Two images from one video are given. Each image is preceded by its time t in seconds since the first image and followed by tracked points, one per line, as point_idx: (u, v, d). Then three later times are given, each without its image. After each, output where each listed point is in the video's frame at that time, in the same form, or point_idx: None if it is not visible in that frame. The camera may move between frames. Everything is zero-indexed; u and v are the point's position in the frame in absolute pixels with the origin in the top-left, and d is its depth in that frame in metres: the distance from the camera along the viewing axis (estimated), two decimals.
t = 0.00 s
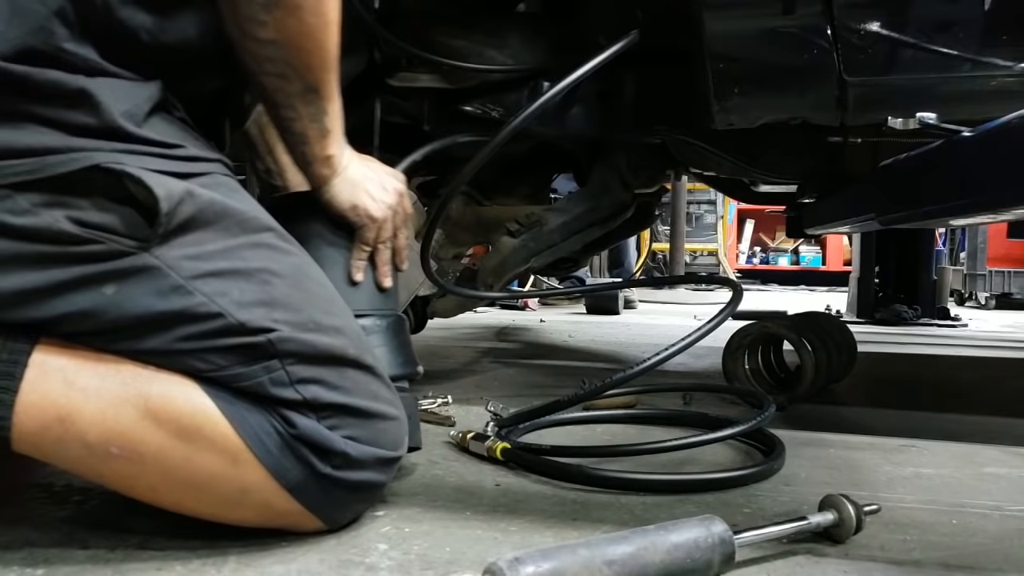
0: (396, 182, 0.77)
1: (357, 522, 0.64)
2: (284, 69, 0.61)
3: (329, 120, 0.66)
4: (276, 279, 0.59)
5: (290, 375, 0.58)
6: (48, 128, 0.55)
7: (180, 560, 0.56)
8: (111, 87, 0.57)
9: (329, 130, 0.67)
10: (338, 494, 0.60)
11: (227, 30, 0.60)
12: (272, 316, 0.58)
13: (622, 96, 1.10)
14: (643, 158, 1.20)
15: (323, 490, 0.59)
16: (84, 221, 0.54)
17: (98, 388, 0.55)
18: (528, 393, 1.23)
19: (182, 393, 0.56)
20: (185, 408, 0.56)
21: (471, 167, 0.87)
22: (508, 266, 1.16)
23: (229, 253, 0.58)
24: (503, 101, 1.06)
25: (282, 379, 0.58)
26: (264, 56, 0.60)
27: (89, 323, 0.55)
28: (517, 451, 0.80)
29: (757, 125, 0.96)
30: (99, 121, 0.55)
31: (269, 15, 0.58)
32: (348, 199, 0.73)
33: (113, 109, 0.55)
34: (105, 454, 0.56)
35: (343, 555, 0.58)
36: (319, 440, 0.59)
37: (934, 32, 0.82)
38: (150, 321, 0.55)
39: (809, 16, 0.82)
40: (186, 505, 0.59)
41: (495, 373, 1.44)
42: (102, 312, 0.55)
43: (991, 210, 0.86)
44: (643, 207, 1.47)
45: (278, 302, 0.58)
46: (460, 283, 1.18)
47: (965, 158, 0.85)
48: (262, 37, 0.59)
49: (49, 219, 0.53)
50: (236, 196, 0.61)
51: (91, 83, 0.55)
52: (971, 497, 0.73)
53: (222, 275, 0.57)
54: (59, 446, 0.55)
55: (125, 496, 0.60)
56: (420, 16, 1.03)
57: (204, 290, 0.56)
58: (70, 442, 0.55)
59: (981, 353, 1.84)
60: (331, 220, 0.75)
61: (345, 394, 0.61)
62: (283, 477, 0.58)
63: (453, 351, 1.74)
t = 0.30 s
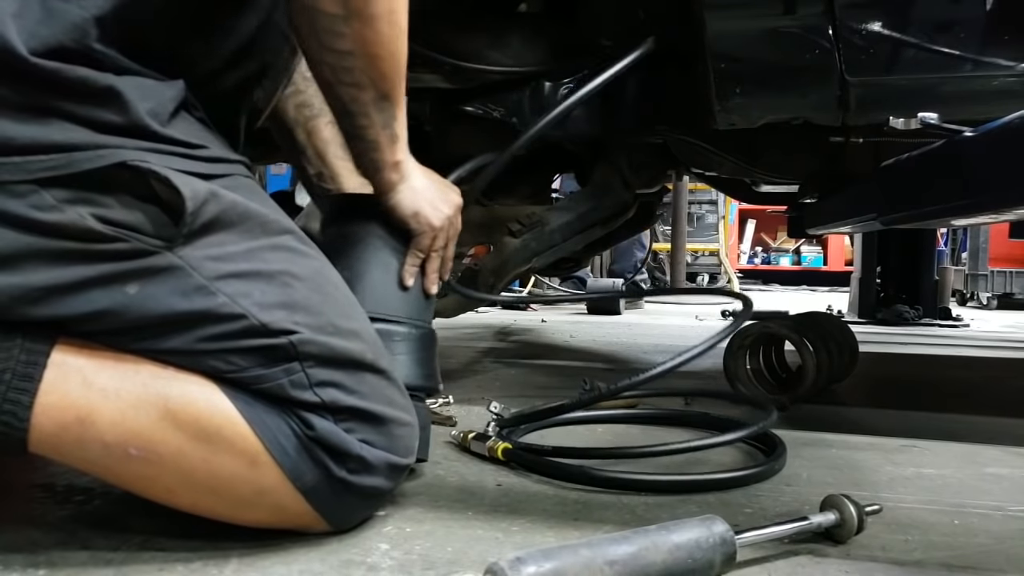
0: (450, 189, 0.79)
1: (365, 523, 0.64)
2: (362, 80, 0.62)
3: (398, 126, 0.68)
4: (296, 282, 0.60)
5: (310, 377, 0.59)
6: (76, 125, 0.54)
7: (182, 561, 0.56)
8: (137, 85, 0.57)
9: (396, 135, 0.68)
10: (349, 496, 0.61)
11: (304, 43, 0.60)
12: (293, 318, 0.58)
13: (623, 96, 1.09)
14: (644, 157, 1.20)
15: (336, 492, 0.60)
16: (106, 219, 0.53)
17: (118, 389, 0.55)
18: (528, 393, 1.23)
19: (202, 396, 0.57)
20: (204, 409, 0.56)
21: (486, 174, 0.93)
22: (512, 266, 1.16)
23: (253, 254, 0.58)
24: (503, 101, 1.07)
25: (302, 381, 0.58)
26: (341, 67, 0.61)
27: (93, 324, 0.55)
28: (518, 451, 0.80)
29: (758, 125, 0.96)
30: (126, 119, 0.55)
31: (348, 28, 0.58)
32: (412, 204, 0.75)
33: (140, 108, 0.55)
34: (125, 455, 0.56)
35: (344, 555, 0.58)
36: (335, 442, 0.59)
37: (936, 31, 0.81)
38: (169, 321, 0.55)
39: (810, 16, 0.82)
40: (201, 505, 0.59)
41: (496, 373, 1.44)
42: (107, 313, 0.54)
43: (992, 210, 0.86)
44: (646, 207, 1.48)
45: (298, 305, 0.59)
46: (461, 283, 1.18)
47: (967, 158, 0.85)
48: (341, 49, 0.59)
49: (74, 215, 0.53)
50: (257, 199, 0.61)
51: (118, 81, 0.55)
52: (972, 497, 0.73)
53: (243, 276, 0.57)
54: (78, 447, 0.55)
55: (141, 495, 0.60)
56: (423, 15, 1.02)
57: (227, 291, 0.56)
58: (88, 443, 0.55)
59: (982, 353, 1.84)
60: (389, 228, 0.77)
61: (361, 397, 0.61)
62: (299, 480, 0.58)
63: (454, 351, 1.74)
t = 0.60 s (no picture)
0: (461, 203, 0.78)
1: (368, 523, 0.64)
2: (374, 97, 0.62)
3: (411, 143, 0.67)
4: (300, 286, 0.60)
5: (313, 380, 0.59)
6: (78, 129, 0.54)
7: (183, 561, 0.56)
8: (139, 89, 0.57)
9: (408, 152, 0.67)
10: (352, 498, 0.61)
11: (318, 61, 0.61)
12: (296, 322, 0.58)
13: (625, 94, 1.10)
14: (647, 158, 1.20)
15: (339, 493, 0.60)
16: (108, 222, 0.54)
17: (121, 391, 0.55)
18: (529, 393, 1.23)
19: (205, 397, 0.57)
20: (208, 411, 0.56)
21: (492, 177, 0.90)
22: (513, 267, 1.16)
23: (256, 257, 0.58)
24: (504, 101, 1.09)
25: (305, 383, 0.58)
26: (356, 84, 0.61)
27: (95, 326, 0.55)
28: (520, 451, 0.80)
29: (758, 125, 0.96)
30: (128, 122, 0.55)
31: (363, 47, 0.58)
32: (424, 219, 0.73)
33: (141, 111, 0.55)
34: (128, 457, 0.56)
35: (346, 555, 0.58)
36: (338, 443, 0.59)
37: (938, 31, 0.81)
38: (173, 323, 0.55)
39: (811, 16, 0.82)
40: (204, 506, 0.59)
41: (497, 373, 1.44)
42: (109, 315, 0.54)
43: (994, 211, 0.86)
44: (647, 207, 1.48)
45: (301, 308, 0.59)
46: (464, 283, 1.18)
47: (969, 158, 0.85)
48: (355, 67, 0.59)
49: (76, 219, 0.53)
50: (260, 202, 0.62)
51: (120, 85, 0.55)
52: (974, 497, 0.73)
53: (247, 280, 0.57)
54: (81, 449, 0.55)
55: (143, 496, 0.60)
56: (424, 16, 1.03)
57: (229, 295, 0.56)
58: (91, 445, 0.55)
59: (985, 353, 1.84)
60: (401, 241, 0.74)
61: (364, 400, 0.61)
62: (303, 481, 0.58)
63: (456, 351, 1.74)
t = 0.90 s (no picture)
0: (499, 222, 0.77)
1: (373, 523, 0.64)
2: (425, 105, 0.63)
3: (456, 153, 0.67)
4: (308, 285, 0.60)
5: (321, 379, 0.59)
6: (93, 125, 0.54)
7: (184, 562, 0.56)
8: (152, 85, 0.57)
9: (455, 162, 0.68)
10: (356, 499, 0.61)
11: (371, 72, 0.62)
12: (305, 321, 0.58)
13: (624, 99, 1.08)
14: (649, 159, 1.20)
15: (344, 493, 0.60)
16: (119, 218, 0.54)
17: (128, 392, 0.55)
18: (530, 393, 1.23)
19: (211, 398, 0.57)
20: (215, 411, 0.56)
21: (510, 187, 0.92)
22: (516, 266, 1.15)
23: (265, 255, 0.59)
24: (507, 102, 1.10)
25: (313, 383, 0.58)
26: (407, 93, 0.62)
27: (98, 326, 0.55)
28: (521, 451, 0.80)
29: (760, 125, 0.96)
30: (140, 118, 0.55)
31: (415, 53, 0.60)
32: (465, 234, 0.72)
33: (154, 108, 0.56)
34: (134, 458, 0.56)
35: (348, 555, 0.58)
36: (344, 444, 0.59)
37: (939, 31, 0.81)
38: (182, 320, 0.55)
39: (813, 16, 0.82)
40: (208, 507, 0.59)
41: (497, 372, 1.44)
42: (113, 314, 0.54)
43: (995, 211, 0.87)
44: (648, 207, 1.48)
45: (310, 307, 0.59)
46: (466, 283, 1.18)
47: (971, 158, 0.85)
48: (407, 75, 0.61)
49: (88, 213, 0.53)
50: (270, 201, 0.62)
51: (134, 81, 0.55)
52: (976, 498, 0.73)
53: (256, 278, 0.57)
54: (87, 450, 0.55)
55: (147, 497, 0.60)
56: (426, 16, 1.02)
57: (239, 293, 0.56)
58: (98, 446, 0.55)
59: (986, 353, 1.83)
60: (438, 253, 0.72)
61: (371, 400, 0.61)
62: (308, 481, 0.58)
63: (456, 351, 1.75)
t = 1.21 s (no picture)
0: (519, 237, 0.77)
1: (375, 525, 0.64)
2: (447, 110, 0.64)
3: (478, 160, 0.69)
4: (311, 288, 0.60)
5: (325, 382, 0.59)
6: (98, 125, 0.54)
7: (185, 562, 0.56)
8: (157, 86, 0.57)
9: (476, 169, 0.69)
10: (359, 501, 0.61)
11: (395, 79, 0.64)
12: (308, 323, 0.58)
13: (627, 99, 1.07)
14: (649, 159, 1.20)
15: (346, 496, 0.60)
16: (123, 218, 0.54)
17: (130, 393, 0.55)
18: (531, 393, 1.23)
19: (214, 399, 0.57)
20: (218, 412, 0.56)
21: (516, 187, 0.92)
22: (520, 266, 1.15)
23: (268, 257, 0.59)
24: (507, 101, 1.09)
25: (317, 386, 0.59)
26: (429, 98, 0.64)
27: (100, 326, 0.55)
28: (523, 452, 0.80)
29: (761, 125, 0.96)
30: (146, 119, 0.55)
31: (437, 57, 0.62)
32: (484, 244, 0.72)
33: (159, 109, 0.56)
34: (137, 459, 0.56)
35: (349, 555, 0.58)
36: (348, 445, 0.60)
37: (940, 31, 0.81)
38: (184, 321, 0.55)
39: (813, 16, 0.82)
40: (210, 508, 0.59)
41: (499, 372, 1.44)
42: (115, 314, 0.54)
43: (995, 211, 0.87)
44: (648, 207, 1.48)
45: (313, 310, 0.59)
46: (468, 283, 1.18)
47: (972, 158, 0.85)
48: (430, 79, 0.63)
49: (93, 212, 0.53)
50: (275, 203, 0.62)
51: (139, 82, 0.55)
52: (977, 498, 0.73)
53: (259, 280, 0.57)
54: (89, 451, 0.55)
55: (149, 497, 0.60)
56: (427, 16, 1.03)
57: (242, 295, 0.56)
58: (100, 447, 0.55)
59: (987, 353, 1.83)
60: (454, 260, 0.73)
61: (374, 403, 0.61)
62: (312, 483, 0.59)
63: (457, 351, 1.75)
